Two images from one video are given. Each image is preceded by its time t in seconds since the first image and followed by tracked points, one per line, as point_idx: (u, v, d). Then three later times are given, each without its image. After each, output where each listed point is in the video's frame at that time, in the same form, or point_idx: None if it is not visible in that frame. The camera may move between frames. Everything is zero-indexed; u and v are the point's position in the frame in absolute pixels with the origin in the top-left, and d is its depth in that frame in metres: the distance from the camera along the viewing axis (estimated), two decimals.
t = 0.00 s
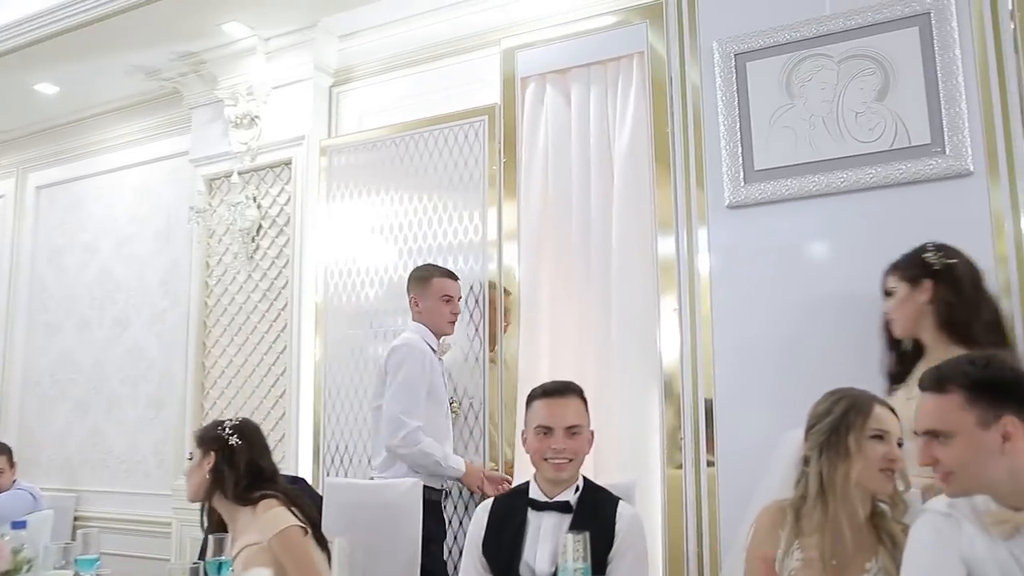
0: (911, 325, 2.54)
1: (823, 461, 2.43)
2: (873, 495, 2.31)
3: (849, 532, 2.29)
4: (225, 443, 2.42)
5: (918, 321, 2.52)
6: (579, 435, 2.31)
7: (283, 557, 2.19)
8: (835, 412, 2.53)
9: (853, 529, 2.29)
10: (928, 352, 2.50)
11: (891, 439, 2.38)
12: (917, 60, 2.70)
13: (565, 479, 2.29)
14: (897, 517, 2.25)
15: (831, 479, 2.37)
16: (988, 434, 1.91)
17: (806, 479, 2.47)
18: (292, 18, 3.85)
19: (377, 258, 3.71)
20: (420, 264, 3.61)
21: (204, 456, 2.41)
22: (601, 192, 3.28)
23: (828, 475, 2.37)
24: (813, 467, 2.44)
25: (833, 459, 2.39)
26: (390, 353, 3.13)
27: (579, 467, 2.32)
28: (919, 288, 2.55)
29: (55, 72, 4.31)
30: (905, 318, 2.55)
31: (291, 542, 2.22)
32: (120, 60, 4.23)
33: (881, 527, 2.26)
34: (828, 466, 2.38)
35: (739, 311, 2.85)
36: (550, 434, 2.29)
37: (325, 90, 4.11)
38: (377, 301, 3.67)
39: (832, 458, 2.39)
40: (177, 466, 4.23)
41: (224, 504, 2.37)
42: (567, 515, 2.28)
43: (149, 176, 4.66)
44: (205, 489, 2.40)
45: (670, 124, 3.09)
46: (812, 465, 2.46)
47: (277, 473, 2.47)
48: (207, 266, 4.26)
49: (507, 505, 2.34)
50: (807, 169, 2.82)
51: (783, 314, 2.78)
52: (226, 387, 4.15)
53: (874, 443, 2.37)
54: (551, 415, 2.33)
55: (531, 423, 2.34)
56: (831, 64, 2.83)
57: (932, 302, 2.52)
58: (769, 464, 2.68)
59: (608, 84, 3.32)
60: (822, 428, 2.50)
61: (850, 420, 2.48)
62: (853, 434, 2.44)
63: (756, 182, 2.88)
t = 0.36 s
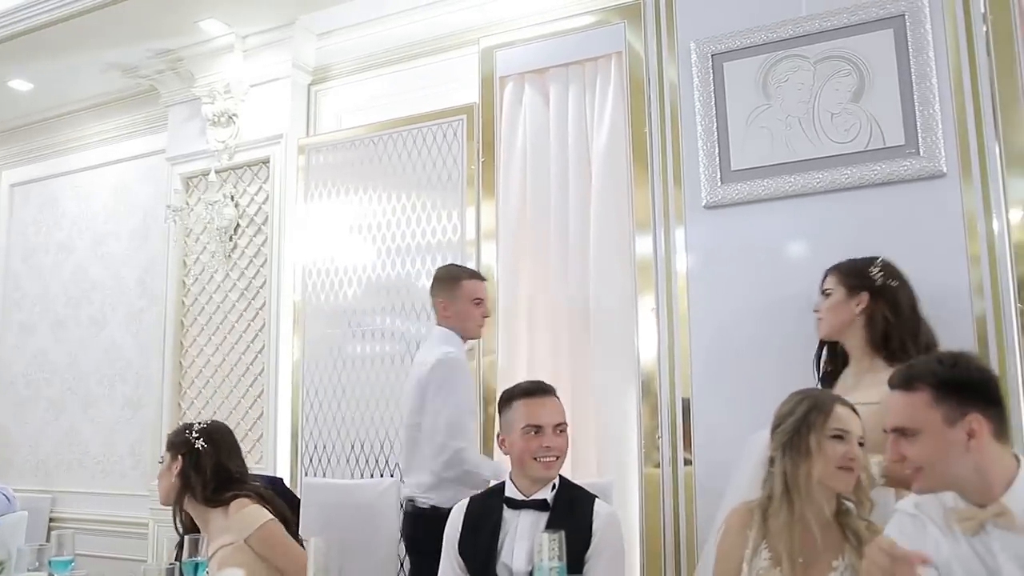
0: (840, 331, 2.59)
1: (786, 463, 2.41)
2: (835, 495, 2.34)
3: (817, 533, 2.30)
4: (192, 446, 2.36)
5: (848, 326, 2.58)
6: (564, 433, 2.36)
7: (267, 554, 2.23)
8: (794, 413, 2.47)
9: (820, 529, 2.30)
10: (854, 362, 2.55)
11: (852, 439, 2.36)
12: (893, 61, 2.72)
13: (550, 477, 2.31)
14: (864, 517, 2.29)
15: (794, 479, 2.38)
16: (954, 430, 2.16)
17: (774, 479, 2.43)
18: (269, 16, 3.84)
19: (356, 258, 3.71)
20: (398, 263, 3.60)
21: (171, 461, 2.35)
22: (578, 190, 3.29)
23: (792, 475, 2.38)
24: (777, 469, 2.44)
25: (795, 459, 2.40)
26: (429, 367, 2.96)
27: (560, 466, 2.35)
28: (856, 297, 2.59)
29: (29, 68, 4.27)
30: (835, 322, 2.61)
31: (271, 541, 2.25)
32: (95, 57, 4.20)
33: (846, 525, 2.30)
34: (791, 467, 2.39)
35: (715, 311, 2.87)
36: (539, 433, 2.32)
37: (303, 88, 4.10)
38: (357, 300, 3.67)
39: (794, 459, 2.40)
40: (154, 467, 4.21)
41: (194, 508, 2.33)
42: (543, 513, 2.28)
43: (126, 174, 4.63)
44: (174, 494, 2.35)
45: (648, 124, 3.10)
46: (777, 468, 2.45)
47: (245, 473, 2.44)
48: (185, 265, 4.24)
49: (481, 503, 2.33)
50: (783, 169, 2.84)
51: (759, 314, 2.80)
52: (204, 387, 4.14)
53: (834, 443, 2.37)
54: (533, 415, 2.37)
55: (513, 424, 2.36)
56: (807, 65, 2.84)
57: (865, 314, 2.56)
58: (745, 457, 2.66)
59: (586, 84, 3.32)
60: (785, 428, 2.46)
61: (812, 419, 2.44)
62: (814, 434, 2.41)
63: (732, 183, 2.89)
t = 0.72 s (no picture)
0: (745, 320, 2.68)
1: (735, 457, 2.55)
2: (784, 487, 2.38)
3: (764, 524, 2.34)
4: (181, 439, 2.41)
5: (751, 319, 2.67)
6: (554, 426, 2.34)
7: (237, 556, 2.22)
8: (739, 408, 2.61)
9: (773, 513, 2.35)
10: (756, 353, 2.65)
11: (797, 430, 2.44)
12: (877, 56, 2.74)
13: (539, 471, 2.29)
14: (820, 503, 2.36)
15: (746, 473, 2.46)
16: (932, 422, 2.21)
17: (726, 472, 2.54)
18: (255, 8, 3.82)
19: (344, 250, 3.70)
20: (387, 256, 3.60)
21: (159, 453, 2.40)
22: (564, 183, 3.27)
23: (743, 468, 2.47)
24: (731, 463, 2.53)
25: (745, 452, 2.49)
26: (478, 356, 2.94)
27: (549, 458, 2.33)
28: (766, 296, 2.65)
29: (13, 59, 4.24)
30: (741, 310, 2.70)
31: (246, 540, 2.24)
32: (80, 49, 4.18)
33: (800, 510, 2.35)
34: (739, 461, 2.50)
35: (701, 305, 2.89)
36: (530, 425, 2.29)
37: (290, 80, 4.10)
38: (344, 293, 3.67)
39: (744, 453, 2.48)
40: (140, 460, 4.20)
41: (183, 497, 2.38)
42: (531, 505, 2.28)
43: (112, 166, 4.61)
44: (162, 486, 2.40)
45: (635, 117, 3.12)
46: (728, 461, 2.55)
47: (235, 464, 2.46)
48: (171, 258, 4.23)
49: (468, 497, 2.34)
50: (768, 164, 2.86)
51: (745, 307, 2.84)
52: (191, 380, 4.14)
53: (778, 437, 2.44)
54: (522, 407, 2.34)
55: (504, 414, 2.34)
56: (793, 60, 2.86)
57: (767, 312, 2.62)
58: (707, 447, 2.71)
59: (572, 78, 3.32)
60: (734, 423, 2.58)
61: (756, 413, 2.54)
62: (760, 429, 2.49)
63: (718, 177, 2.92)
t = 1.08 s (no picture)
0: (658, 309, 2.88)
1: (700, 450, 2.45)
2: (749, 482, 2.28)
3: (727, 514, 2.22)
4: (174, 425, 2.41)
5: (662, 308, 2.86)
6: (545, 412, 2.36)
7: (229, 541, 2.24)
8: (705, 401, 2.50)
9: (737, 506, 2.22)
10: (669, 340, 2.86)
11: (762, 424, 2.40)
12: (866, 47, 2.77)
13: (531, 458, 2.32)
14: (786, 492, 2.29)
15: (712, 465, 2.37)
16: (940, 405, 2.34)
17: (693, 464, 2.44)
18: None
19: (333, 238, 3.70)
20: (376, 244, 3.60)
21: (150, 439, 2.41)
22: (553, 172, 3.27)
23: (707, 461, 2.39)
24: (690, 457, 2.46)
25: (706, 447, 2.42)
26: (515, 338, 2.91)
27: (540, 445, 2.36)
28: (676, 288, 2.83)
29: None
30: (653, 299, 2.88)
31: (239, 526, 2.27)
32: (67, 34, 4.15)
33: (766, 501, 2.23)
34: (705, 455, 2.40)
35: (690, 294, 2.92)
36: (524, 412, 2.32)
37: (279, 67, 4.08)
38: (333, 281, 3.66)
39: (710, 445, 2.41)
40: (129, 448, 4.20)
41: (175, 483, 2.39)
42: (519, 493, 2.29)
43: (99, 152, 4.58)
44: (153, 472, 2.40)
45: (624, 107, 3.12)
46: (692, 454, 2.48)
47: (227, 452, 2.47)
48: (160, 245, 4.22)
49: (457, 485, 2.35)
50: (758, 154, 2.89)
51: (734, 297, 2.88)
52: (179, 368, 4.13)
53: (744, 430, 2.40)
54: (515, 394, 2.36)
55: (495, 403, 2.36)
56: (783, 50, 2.88)
57: (678, 305, 2.83)
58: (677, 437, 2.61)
59: (563, 67, 3.32)
60: (700, 417, 2.50)
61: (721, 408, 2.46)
62: (725, 422, 2.43)
63: (707, 167, 2.95)
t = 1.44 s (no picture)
0: (641, 303, 2.87)
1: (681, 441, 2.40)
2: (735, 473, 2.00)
3: (713, 503, 2.02)
4: (179, 413, 2.43)
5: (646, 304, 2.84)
6: (538, 405, 2.34)
7: (233, 526, 2.26)
8: (697, 391, 2.09)
9: (724, 496, 2.02)
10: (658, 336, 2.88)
11: (752, 415, 2.01)
12: (860, 40, 2.79)
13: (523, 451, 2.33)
14: (774, 480, 2.03)
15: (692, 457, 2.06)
16: (973, 391, 1.70)
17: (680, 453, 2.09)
18: None
19: (330, 229, 3.70)
20: (373, 236, 3.61)
21: (155, 425, 2.42)
22: (549, 164, 3.29)
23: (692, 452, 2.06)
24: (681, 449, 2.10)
25: (695, 439, 2.05)
26: (543, 326, 2.89)
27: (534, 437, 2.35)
28: (658, 287, 2.81)
29: None
30: (636, 294, 2.86)
31: (244, 513, 2.28)
32: (63, 25, 4.15)
33: (752, 488, 2.03)
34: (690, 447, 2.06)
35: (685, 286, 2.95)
36: (517, 405, 2.31)
37: (275, 58, 4.09)
38: (330, 272, 3.67)
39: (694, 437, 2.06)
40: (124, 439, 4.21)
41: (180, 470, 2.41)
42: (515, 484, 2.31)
43: (96, 143, 4.58)
44: (157, 459, 2.42)
45: (621, 99, 3.12)
46: (680, 444, 2.48)
47: (231, 441, 2.50)
48: (156, 237, 4.22)
49: (453, 476, 2.37)
50: (753, 146, 2.91)
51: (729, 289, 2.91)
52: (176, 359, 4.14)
53: (733, 423, 2.01)
54: (509, 386, 2.33)
55: (489, 395, 2.34)
56: (778, 43, 2.90)
57: (660, 302, 2.82)
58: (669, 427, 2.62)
59: (559, 60, 3.32)
60: (688, 406, 2.10)
61: (711, 399, 2.04)
62: (712, 414, 2.03)
63: (702, 159, 2.97)
